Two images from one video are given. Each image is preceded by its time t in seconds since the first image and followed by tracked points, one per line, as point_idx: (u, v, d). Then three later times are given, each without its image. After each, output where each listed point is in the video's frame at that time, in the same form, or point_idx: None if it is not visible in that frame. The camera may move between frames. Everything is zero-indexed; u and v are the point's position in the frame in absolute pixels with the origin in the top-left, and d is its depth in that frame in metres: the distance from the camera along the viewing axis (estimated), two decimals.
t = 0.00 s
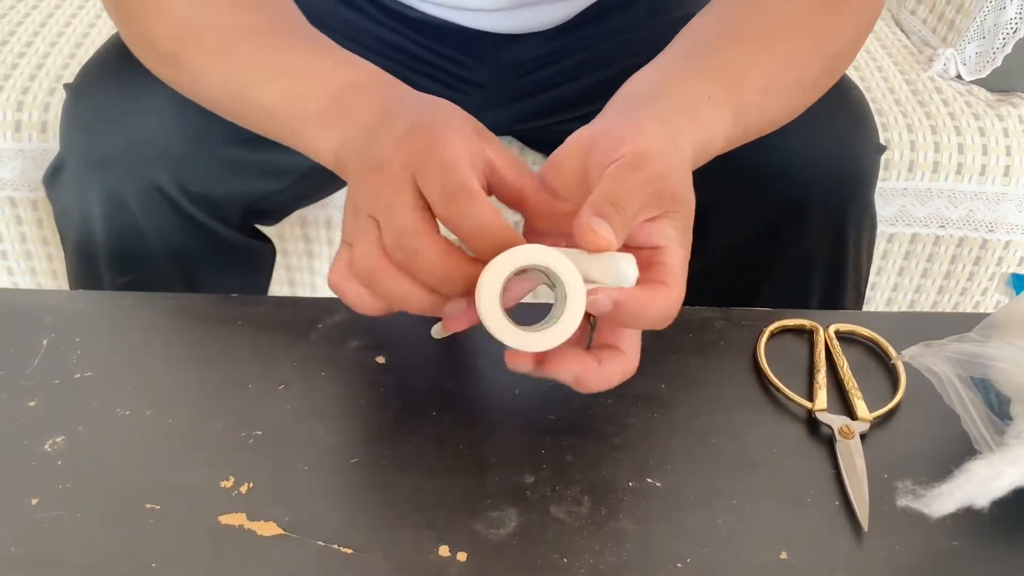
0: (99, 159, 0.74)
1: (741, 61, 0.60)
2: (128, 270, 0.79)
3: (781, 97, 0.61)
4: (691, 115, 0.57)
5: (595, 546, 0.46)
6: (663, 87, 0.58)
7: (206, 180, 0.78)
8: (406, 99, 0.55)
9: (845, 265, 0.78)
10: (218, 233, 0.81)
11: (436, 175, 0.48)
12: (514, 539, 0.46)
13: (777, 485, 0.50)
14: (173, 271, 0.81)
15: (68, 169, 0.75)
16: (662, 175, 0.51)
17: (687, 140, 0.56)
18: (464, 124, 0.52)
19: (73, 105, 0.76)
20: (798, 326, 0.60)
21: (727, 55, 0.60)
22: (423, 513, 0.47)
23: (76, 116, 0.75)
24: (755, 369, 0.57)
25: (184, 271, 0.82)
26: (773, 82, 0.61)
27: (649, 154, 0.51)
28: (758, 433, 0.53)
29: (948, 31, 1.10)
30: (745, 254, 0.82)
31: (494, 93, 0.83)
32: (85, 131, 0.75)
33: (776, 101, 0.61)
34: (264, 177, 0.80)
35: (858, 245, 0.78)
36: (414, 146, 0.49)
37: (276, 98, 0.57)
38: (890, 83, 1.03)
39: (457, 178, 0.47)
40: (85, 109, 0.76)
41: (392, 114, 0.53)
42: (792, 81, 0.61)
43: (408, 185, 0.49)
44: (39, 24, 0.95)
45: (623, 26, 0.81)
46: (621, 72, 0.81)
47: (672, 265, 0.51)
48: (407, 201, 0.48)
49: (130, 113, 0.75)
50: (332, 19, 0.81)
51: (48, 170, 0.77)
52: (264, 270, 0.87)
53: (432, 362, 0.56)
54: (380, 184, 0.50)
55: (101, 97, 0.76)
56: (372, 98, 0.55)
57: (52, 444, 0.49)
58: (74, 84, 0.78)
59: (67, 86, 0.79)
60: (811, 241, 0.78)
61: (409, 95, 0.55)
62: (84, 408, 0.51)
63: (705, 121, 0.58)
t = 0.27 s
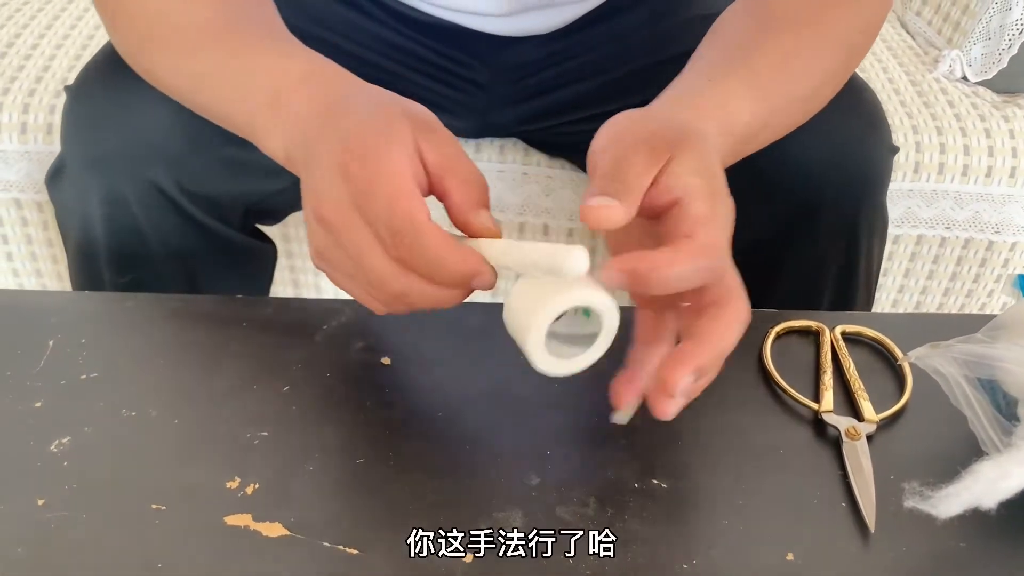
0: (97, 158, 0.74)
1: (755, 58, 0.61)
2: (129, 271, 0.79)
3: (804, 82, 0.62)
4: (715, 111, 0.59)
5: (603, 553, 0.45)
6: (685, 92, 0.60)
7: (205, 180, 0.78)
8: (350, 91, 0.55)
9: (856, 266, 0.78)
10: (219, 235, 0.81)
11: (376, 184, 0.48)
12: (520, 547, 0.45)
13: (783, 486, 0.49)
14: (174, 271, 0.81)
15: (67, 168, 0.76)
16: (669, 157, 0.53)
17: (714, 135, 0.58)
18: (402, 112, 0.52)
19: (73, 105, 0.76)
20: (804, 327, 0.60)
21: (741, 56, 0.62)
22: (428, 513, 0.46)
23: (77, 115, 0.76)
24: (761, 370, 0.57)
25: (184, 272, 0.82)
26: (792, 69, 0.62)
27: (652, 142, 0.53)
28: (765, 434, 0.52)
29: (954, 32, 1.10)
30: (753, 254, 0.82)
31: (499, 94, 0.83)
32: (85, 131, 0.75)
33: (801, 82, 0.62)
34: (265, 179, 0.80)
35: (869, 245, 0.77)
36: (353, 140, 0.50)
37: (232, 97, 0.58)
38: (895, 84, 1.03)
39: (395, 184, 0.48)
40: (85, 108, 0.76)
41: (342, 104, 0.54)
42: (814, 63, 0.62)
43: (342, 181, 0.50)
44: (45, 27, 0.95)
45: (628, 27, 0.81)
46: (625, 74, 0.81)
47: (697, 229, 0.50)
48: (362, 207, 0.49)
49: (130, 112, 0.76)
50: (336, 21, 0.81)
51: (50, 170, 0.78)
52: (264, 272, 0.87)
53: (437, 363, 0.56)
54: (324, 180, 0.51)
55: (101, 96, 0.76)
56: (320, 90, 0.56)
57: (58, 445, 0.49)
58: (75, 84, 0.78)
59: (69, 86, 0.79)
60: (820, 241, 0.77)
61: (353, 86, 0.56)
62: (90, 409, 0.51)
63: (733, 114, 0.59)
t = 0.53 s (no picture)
0: (96, 166, 0.74)
1: (795, 74, 0.57)
2: (126, 278, 0.79)
3: (843, 94, 0.58)
4: (756, 134, 0.55)
5: (602, 551, 0.45)
6: (722, 116, 0.56)
7: (204, 188, 0.77)
8: (328, 87, 0.52)
9: (865, 270, 0.78)
10: (218, 242, 0.80)
11: (367, 196, 0.46)
12: (520, 546, 0.45)
13: (788, 494, 0.49)
14: (172, 278, 0.81)
15: (65, 177, 0.75)
16: (699, 172, 0.49)
17: (758, 158, 0.54)
18: (383, 106, 0.49)
19: (71, 113, 0.76)
20: (809, 333, 0.59)
21: (779, 71, 0.58)
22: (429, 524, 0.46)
23: (76, 122, 0.75)
24: (765, 377, 0.56)
25: (182, 278, 0.82)
26: (831, 82, 0.58)
27: (683, 156, 0.49)
28: (769, 442, 0.52)
29: (958, 35, 1.09)
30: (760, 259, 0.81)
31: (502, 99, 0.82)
32: (83, 138, 0.75)
33: (840, 95, 0.58)
34: (265, 184, 0.79)
35: (879, 250, 0.77)
36: (335, 146, 0.47)
37: (206, 104, 0.56)
38: (899, 88, 1.02)
39: (391, 197, 0.46)
40: (84, 117, 0.76)
41: (318, 102, 0.51)
42: (850, 74, 0.58)
43: (334, 196, 0.48)
44: (46, 31, 0.95)
45: (630, 31, 0.81)
46: (628, 78, 0.80)
47: (704, 246, 0.48)
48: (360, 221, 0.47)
49: (130, 119, 0.75)
50: (338, 26, 0.81)
51: (47, 179, 0.77)
52: (264, 276, 0.86)
53: (439, 369, 0.56)
54: (313, 194, 0.49)
55: (101, 104, 0.76)
56: (293, 83, 0.53)
57: (57, 452, 0.49)
58: (75, 90, 0.78)
59: (69, 92, 0.79)
60: (829, 246, 0.77)
61: (331, 82, 0.53)
62: (89, 416, 0.51)
63: (775, 133, 0.55)
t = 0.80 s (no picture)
0: (97, 172, 0.74)
1: (791, 63, 0.57)
2: (127, 283, 0.79)
3: (839, 85, 0.58)
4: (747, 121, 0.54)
5: (603, 553, 0.45)
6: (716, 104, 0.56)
7: (206, 193, 0.77)
8: (325, 104, 0.52)
9: (869, 274, 0.77)
10: (219, 246, 0.80)
11: (346, 216, 0.46)
12: (520, 546, 0.45)
13: (794, 501, 0.48)
14: (173, 282, 0.80)
15: (66, 182, 0.75)
16: (687, 161, 0.49)
17: (745, 143, 0.54)
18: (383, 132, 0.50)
19: (72, 117, 0.76)
20: (814, 338, 0.59)
21: (775, 61, 0.58)
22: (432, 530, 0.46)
23: (77, 127, 0.75)
24: (770, 382, 0.56)
25: (183, 283, 0.81)
26: (826, 72, 0.57)
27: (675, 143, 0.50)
28: (775, 447, 0.52)
29: (960, 38, 1.09)
30: (763, 263, 0.81)
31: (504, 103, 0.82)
32: (84, 143, 0.75)
33: (836, 86, 0.58)
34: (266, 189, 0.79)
35: (882, 254, 0.77)
36: (323, 166, 0.48)
37: (202, 107, 0.55)
38: (902, 91, 1.02)
39: (370, 218, 0.46)
40: (85, 122, 0.75)
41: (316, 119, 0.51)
42: (847, 64, 0.58)
43: (313, 212, 0.48)
44: (47, 35, 0.95)
45: (633, 35, 0.81)
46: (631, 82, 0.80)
47: (688, 236, 0.48)
48: (335, 239, 0.47)
49: (132, 124, 0.75)
50: (339, 30, 0.80)
51: (48, 185, 0.77)
52: (266, 281, 0.85)
53: (442, 375, 0.55)
54: (292, 209, 0.49)
55: (103, 108, 0.76)
56: (290, 95, 0.53)
57: (57, 459, 0.48)
58: (76, 94, 0.77)
59: (70, 96, 0.79)
60: (833, 250, 0.77)
61: (329, 98, 0.53)
62: (90, 422, 0.50)
63: (767, 121, 0.55)
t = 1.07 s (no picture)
0: (96, 173, 0.74)
1: (801, 72, 0.57)
2: (126, 284, 0.79)
3: (847, 95, 0.58)
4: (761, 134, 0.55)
5: (604, 553, 0.45)
6: (727, 114, 0.56)
7: (206, 192, 0.77)
8: (323, 98, 0.52)
9: (868, 275, 0.77)
10: (218, 247, 0.80)
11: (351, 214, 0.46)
12: (522, 547, 0.45)
13: (795, 501, 0.48)
14: (172, 283, 0.80)
15: (65, 183, 0.75)
16: (691, 173, 0.49)
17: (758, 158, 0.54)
18: (382, 122, 0.49)
19: (72, 117, 0.76)
20: (814, 338, 0.59)
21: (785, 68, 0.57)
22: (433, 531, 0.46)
23: (76, 128, 0.75)
24: (770, 383, 0.56)
25: (182, 284, 0.81)
26: (837, 82, 0.57)
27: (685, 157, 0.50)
28: (776, 448, 0.52)
29: (958, 40, 1.09)
30: (762, 264, 0.81)
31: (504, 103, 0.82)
32: (83, 144, 0.74)
33: (844, 96, 0.58)
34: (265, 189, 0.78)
35: (881, 254, 0.77)
36: (323, 162, 0.48)
37: (200, 104, 0.55)
38: (900, 93, 1.02)
39: (375, 213, 0.46)
40: (84, 122, 0.75)
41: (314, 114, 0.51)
42: (854, 75, 0.58)
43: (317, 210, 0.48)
44: (45, 36, 0.95)
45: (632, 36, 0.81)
46: (630, 83, 0.80)
47: (688, 250, 0.48)
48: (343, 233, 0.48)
49: (131, 125, 0.75)
50: (338, 30, 0.80)
51: (47, 186, 0.77)
52: (265, 283, 0.85)
53: (442, 375, 0.55)
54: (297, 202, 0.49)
55: (102, 109, 0.75)
56: (284, 91, 0.53)
57: (56, 460, 0.48)
58: (75, 95, 0.77)
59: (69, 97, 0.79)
60: (832, 250, 0.77)
61: (328, 91, 0.53)
62: (90, 423, 0.50)
63: (780, 132, 0.55)
